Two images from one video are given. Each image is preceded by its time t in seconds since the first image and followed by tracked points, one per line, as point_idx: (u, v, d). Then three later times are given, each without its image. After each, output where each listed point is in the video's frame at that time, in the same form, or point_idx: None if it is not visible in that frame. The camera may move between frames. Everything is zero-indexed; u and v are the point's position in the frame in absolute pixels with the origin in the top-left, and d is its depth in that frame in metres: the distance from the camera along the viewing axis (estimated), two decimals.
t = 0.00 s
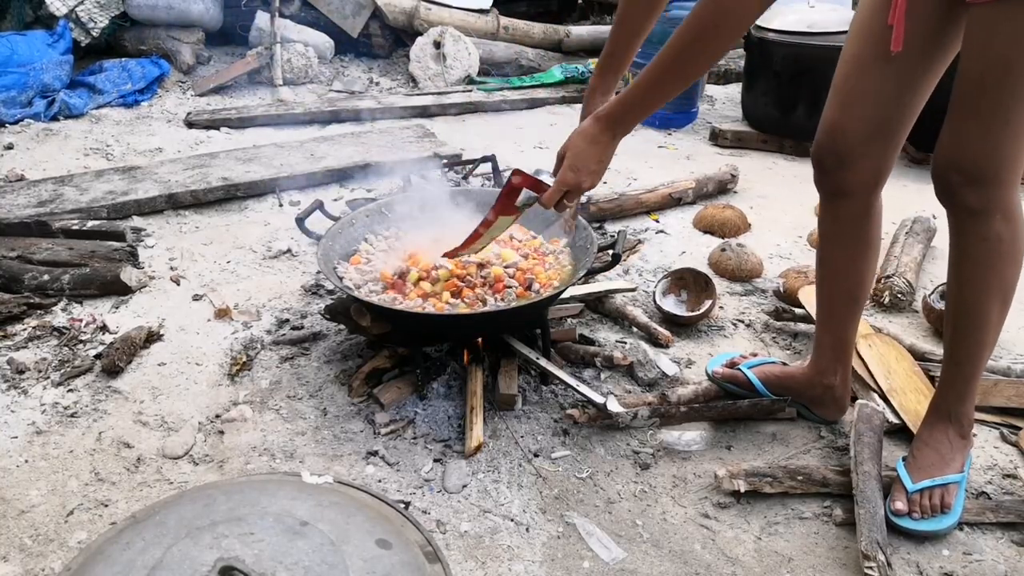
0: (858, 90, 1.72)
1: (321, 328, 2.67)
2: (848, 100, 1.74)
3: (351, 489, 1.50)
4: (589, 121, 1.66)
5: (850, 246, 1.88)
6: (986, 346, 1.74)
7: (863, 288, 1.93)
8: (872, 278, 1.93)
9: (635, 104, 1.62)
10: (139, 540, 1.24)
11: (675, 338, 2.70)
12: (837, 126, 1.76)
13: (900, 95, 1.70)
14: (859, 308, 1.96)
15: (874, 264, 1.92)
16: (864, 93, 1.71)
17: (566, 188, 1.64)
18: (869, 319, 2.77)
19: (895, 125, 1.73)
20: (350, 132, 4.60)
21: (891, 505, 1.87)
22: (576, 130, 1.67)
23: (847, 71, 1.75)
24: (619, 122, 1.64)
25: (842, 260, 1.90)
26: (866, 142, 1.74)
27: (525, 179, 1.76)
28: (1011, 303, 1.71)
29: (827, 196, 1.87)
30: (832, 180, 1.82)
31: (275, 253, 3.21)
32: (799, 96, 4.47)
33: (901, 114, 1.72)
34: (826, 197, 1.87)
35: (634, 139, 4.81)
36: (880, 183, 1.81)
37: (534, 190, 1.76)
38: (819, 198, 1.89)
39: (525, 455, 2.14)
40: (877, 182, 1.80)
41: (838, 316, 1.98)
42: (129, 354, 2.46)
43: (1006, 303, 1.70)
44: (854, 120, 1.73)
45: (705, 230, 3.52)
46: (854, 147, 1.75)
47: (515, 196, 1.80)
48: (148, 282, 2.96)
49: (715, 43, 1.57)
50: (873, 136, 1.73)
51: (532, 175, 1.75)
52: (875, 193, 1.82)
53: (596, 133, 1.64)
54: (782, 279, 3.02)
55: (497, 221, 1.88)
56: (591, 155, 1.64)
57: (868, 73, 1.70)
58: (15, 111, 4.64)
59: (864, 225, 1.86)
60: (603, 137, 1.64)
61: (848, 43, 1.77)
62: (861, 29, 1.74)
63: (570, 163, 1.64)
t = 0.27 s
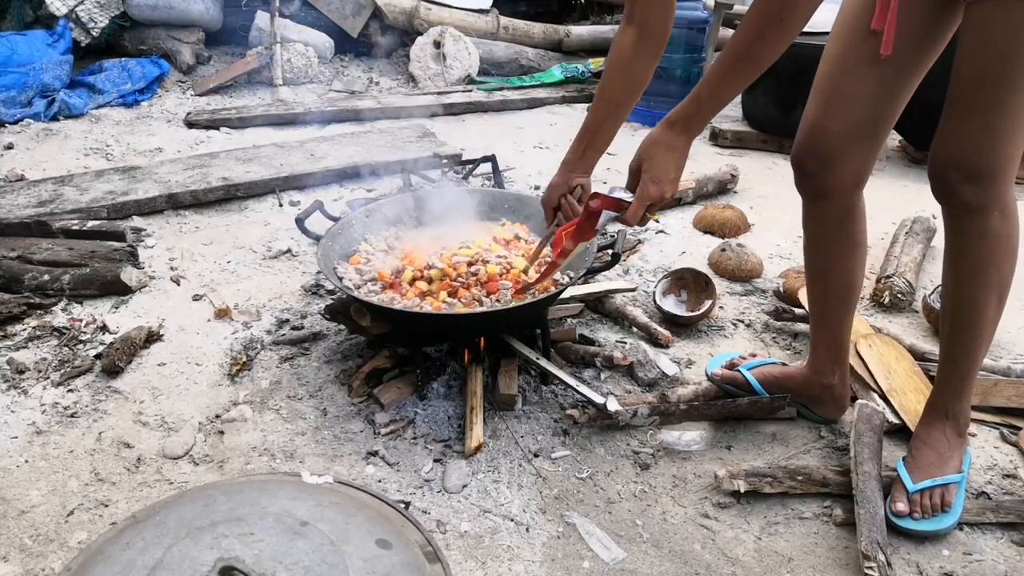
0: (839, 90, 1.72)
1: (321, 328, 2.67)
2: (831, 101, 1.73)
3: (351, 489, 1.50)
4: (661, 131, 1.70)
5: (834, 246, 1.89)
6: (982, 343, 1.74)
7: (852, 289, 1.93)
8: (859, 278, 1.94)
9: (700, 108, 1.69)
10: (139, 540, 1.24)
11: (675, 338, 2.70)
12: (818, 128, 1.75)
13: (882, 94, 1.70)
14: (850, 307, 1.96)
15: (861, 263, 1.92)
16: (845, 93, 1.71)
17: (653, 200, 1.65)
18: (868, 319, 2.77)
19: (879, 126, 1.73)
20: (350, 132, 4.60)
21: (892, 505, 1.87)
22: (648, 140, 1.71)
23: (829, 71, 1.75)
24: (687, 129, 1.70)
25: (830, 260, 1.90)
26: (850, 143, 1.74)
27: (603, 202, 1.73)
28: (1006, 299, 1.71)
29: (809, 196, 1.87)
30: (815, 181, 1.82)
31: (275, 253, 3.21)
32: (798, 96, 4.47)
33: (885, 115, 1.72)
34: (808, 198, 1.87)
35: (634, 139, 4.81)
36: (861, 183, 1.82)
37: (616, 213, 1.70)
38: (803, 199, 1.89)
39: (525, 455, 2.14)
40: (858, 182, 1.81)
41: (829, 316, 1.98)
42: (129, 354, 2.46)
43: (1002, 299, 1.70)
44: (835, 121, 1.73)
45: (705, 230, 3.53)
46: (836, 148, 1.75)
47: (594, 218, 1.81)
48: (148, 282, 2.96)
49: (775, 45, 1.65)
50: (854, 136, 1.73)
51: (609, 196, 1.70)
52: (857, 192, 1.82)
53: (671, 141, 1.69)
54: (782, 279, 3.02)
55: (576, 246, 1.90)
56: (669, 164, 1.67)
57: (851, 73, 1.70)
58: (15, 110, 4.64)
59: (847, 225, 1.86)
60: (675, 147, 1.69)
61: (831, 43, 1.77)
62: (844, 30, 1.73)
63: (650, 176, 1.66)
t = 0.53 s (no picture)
0: (849, 91, 1.72)
1: (321, 328, 2.67)
2: (841, 102, 1.73)
3: (351, 489, 1.49)
4: (672, 130, 1.67)
5: (842, 246, 1.88)
6: (985, 343, 1.74)
7: (858, 289, 1.94)
8: (866, 279, 1.93)
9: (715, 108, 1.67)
10: (139, 540, 1.24)
11: (675, 338, 2.70)
12: (829, 127, 1.76)
13: (892, 94, 1.70)
14: (854, 308, 1.96)
15: (868, 262, 1.91)
16: (855, 94, 1.71)
17: (662, 199, 1.63)
18: (869, 319, 2.77)
19: (889, 125, 1.73)
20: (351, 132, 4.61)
21: (892, 505, 1.87)
22: (659, 139, 1.68)
23: (837, 71, 1.75)
24: (699, 130, 1.67)
25: (838, 261, 1.90)
26: (860, 143, 1.74)
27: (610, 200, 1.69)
28: (1010, 300, 1.71)
29: (818, 197, 1.87)
30: (825, 181, 1.82)
31: (275, 253, 3.21)
32: (798, 97, 4.46)
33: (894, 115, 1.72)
34: (817, 198, 1.87)
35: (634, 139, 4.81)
36: (871, 183, 1.82)
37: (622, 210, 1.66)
38: (812, 199, 1.89)
39: (525, 455, 2.14)
40: (869, 182, 1.81)
41: (832, 315, 1.98)
42: (129, 354, 2.46)
43: (1006, 300, 1.71)
44: (846, 122, 1.73)
45: (705, 230, 3.52)
46: (847, 149, 1.75)
47: (600, 217, 1.76)
48: (148, 282, 2.96)
49: (796, 46, 1.64)
50: (865, 136, 1.74)
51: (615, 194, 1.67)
52: (866, 193, 1.83)
53: (682, 141, 1.67)
54: (782, 278, 3.02)
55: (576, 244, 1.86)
56: (679, 165, 1.65)
57: (860, 74, 1.70)
58: (15, 111, 4.64)
59: (857, 225, 1.87)
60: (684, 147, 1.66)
61: (838, 43, 1.77)
62: (851, 30, 1.73)
63: (660, 176, 1.63)
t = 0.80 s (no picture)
0: (869, 91, 1.73)
1: (321, 328, 2.67)
2: (862, 102, 1.74)
3: (351, 489, 1.49)
4: (658, 106, 1.65)
5: (859, 246, 1.88)
6: (986, 348, 1.74)
7: (869, 290, 1.94)
8: (877, 280, 1.94)
9: (702, 90, 1.67)
10: (139, 540, 1.24)
11: (675, 338, 2.70)
12: (851, 127, 1.76)
13: (910, 95, 1.70)
14: (863, 310, 1.97)
15: (880, 265, 1.92)
16: (876, 94, 1.72)
17: (641, 174, 1.58)
18: (869, 319, 2.77)
19: (910, 127, 1.73)
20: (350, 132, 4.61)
21: (891, 504, 1.87)
22: (643, 116, 1.65)
23: (858, 72, 1.76)
24: (682, 109, 1.66)
25: (853, 262, 1.90)
26: (881, 143, 1.75)
27: (589, 169, 1.68)
28: (1012, 306, 1.71)
29: (840, 197, 1.87)
30: (847, 181, 1.82)
31: (275, 253, 3.21)
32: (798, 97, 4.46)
33: (915, 117, 1.72)
34: (838, 197, 1.87)
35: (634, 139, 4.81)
36: (893, 185, 1.82)
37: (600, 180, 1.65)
38: (833, 199, 1.89)
39: (525, 455, 2.14)
40: (891, 184, 1.81)
41: (839, 313, 1.98)
42: (129, 354, 2.46)
43: (1009, 306, 1.70)
44: (868, 122, 1.74)
45: (705, 230, 3.53)
46: (869, 148, 1.76)
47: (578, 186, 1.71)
48: (148, 282, 2.96)
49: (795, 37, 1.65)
50: (887, 137, 1.74)
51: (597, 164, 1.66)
52: (888, 194, 1.83)
53: (666, 117, 1.64)
54: (782, 278, 3.02)
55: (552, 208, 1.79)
56: (660, 142, 1.61)
57: (881, 74, 1.71)
58: (15, 111, 4.64)
59: (877, 226, 1.87)
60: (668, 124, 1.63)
61: (859, 44, 1.78)
62: (870, 31, 1.74)
63: (640, 151, 1.60)
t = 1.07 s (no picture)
0: (887, 92, 1.74)
1: (321, 328, 2.67)
2: (880, 103, 1.75)
3: (351, 489, 1.49)
4: (676, 108, 1.60)
5: (873, 246, 1.89)
6: (988, 351, 1.75)
7: (879, 289, 1.94)
8: (887, 281, 1.94)
9: (719, 93, 1.62)
10: (139, 540, 1.24)
11: (675, 338, 2.70)
12: (869, 128, 1.78)
13: (927, 97, 1.71)
14: (870, 310, 1.98)
15: (891, 265, 1.92)
16: (892, 95, 1.74)
17: (660, 179, 1.53)
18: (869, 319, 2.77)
19: (926, 128, 1.74)
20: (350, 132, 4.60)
21: (891, 504, 1.87)
22: (660, 118, 1.60)
23: (875, 73, 1.77)
24: (700, 112, 1.61)
25: (867, 262, 1.91)
26: (898, 144, 1.76)
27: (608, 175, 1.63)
28: (1015, 311, 1.71)
29: (856, 197, 1.88)
30: (864, 181, 1.84)
31: (275, 253, 3.21)
32: (799, 98, 4.46)
33: (930, 118, 1.73)
34: (853, 197, 1.88)
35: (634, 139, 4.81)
36: (910, 187, 1.83)
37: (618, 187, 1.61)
38: (849, 199, 1.90)
39: (525, 455, 2.14)
40: (907, 185, 1.81)
41: (845, 313, 1.99)
42: (129, 354, 2.46)
43: (1011, 311, 1.71)
44: (885, 123, 1.75)
45: (705, 230, 3.52)
46: (886, 150, 1.77)
47: (596, 192, 1.70)
48: (148, 282, 2.96)
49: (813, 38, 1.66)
50: (904, 139, 1.75)
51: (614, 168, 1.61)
52: (904, 196, 1.84)
53: (684, 120, 1.59)
54: (782, 278, 3.02)
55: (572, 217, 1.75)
56: (679, 145, 1.56)
57: (898, 75, 1.72)
58: (15, 111, 4.64)
59: (891, 227, 1.88)
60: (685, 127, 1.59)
61: (876, 45, 1.79)
62: (886, 32, 1.75)
63: (659, 154, 1.54)
